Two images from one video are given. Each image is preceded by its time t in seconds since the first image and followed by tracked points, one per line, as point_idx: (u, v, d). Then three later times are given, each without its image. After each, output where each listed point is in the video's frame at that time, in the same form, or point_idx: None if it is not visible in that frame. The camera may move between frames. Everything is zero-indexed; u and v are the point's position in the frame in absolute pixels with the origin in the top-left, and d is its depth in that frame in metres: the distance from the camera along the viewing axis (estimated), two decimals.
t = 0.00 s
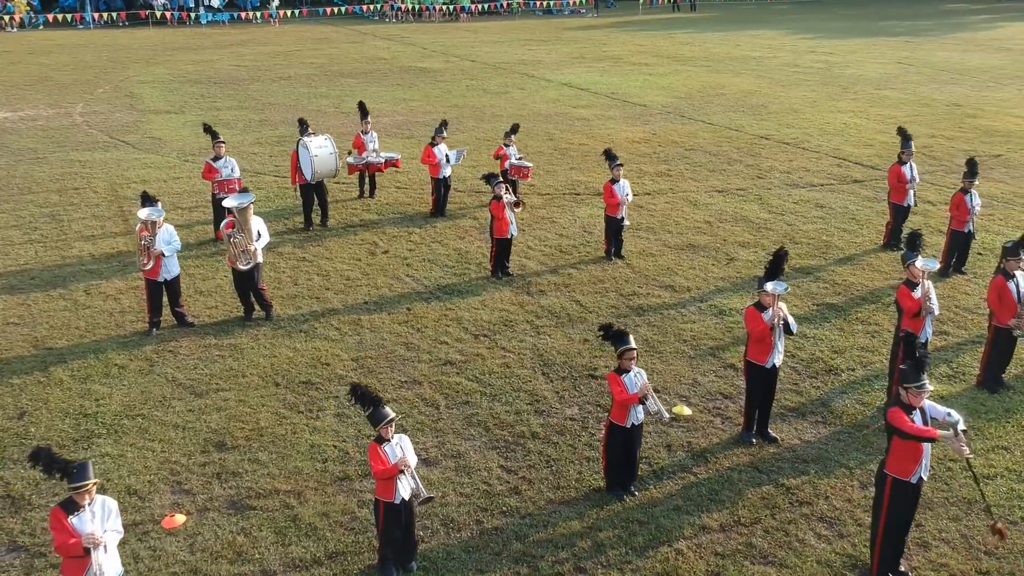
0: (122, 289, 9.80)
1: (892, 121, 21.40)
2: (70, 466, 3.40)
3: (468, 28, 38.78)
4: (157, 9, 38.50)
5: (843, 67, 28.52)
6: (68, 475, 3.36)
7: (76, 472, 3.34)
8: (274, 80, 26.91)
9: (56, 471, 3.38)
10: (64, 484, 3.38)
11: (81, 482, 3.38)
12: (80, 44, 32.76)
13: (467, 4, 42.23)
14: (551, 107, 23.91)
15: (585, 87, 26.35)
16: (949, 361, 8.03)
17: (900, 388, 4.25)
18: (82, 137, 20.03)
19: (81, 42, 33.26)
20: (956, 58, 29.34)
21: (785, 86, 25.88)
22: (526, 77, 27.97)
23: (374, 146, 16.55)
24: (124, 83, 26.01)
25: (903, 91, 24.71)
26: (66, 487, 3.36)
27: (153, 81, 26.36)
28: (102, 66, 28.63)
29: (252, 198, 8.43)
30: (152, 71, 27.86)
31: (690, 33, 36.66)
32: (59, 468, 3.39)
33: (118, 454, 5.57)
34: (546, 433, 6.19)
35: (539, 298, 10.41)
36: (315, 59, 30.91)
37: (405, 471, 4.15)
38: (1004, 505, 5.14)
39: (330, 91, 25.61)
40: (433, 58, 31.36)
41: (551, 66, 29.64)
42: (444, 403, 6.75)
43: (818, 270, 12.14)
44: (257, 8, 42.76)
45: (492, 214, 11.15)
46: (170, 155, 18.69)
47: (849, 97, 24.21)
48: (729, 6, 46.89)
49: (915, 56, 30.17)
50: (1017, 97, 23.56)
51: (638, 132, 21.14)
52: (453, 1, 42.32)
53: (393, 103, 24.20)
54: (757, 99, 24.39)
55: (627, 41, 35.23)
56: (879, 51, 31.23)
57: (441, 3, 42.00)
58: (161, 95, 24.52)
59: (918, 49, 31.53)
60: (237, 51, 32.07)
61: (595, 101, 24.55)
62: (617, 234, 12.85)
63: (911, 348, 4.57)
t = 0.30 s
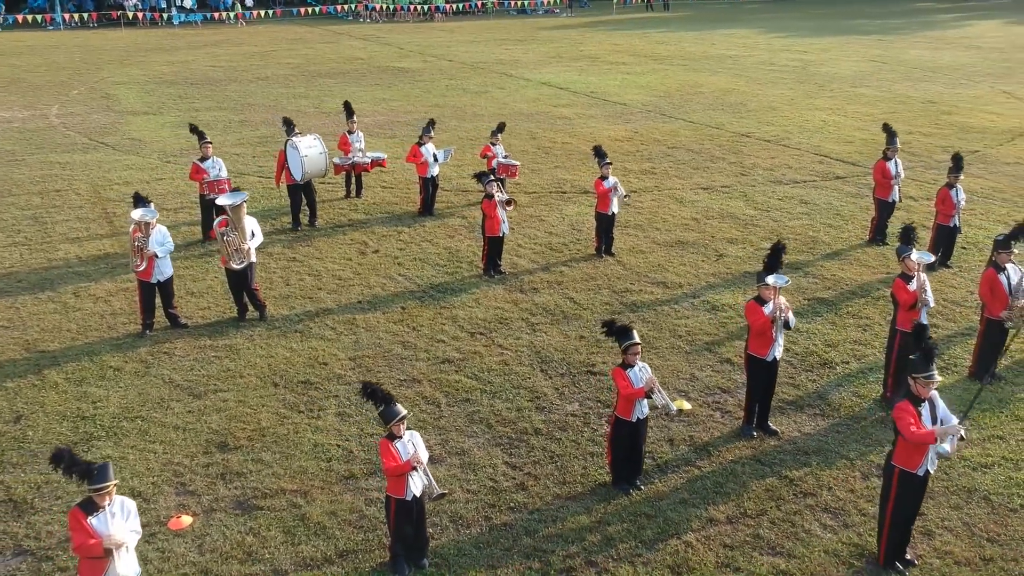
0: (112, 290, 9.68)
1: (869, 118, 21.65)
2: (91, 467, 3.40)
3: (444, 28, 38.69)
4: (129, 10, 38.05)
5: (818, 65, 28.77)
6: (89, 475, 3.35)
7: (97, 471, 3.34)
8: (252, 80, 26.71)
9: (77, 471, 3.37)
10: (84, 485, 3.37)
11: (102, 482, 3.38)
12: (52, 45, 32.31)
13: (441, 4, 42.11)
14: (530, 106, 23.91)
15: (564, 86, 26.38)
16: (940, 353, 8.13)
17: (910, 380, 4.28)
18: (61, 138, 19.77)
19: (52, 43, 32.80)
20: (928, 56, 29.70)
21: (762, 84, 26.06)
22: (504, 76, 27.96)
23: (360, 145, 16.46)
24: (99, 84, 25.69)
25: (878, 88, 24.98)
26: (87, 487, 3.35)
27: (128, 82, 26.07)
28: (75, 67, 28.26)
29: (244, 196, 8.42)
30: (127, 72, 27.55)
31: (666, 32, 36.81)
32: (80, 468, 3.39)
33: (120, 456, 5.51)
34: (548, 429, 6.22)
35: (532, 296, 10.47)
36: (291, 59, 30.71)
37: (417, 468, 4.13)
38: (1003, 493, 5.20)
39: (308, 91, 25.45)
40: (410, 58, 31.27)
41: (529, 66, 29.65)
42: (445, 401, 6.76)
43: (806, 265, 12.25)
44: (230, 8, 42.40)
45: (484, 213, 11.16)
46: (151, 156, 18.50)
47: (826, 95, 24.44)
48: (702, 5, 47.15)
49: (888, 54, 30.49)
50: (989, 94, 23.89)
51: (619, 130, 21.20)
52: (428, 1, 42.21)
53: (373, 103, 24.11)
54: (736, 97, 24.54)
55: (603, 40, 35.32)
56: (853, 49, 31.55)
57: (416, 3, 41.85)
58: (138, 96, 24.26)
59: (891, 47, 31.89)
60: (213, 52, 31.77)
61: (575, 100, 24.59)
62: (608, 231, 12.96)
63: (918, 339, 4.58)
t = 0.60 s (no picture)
0: (96, 291, 9.53)
1: (841, 115, 21.93)
2: (101, 469, 3.35)
3: (412, 28, 38.51)
4: (93, 10, 37.43)
5: (788, 63, 29.05)
6: (99, 479, 3.31)
7: (106, 475, 3.30)
8: (224, 81, 26.42)
9: (86, 474, 3.33)
10: (95, 488, 3.33)
11: (113, 485, 3.34)
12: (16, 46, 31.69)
13: (409, 3, 41.89)
14: (505, 105, 23.89)
15: (538, 85, 26.39)
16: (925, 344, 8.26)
17: (913, 368, 4.34)
18: (32, 141, 19.42)
19: (15, 45, 32.16)
20: (894, 54, 30.11)
21: (733, 82, 26.26)
22: (478, 75, 27.92)
23: (341, 144, 16.34)
24: (66, 86, 25.25)
25: (847, 86, 25.30)
26: (97, 490, 3.32)
27: (96, 83, 25.67)
28: (42, 69, 27.74)
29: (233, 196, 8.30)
30: (94, 74, 27.12)
31: (635, 31, 36.96)
32: (90, 471, 3.35)
33: (116, 459, 5.43)
34: (546, 424, 6.24)
35: (521, 293, 10.51)
36: (261, 60, 30.43)
37: (425, 463, 4.12)
38: (996, 479, 5.29)
39: (281, 92, 25.23)
40: (381, 58, 31.11)
41: (501, 65, 29.63)
42: (441, 398, 6.76)
43: (790, 260, 12.40)
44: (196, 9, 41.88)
45: (471, 211, 11.14)
46: (126, 157, 18.24)
47: (797, 92, 24.70)
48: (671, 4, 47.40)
49: (855, 52, 30.87)
50: (955, 90, 24.26)
51: (595, 129, 21.26)
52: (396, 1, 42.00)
53: (347, 103, 23.96)
54: (708, 95, 24.71)
55: (573, 39, 35.38)
56: (821, 48, 31.91)
57: (383, 3, 41.61)
58: (108, 97, 23.90)
59: (857, 45, 32.29)
60: (182, 53, 31.37)
61: (549, 98, 24.63)
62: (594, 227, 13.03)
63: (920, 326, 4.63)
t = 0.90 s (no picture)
0: (78, 292, 9.39)
1: (812, 112, 22.20)
2: (105, 469, 3.30)
3: (381, 28, 38.31)
4: (54, 11, 36.73)
5: (757, 61, 29.35)
6: (103, 479, 3.26)
7: (110, 475, 3.25)
8: (194, 81, 26.09)
9: (90, 474, 3.29)
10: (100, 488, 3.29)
11: (118, 485, 3.29)
12: None
13: (377, 3, 41.65)
14: (479, 104, 23.88)
15: (511, 84, 26.37)
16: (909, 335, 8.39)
17: (913, 357, 4.43)
18: None
19: None
20: (860, 51, 30.55)
21: (705, 80, 26.43)
22: (450, 75, 27.85)
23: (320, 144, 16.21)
24: (32, 87, 24.78)
25: (817, 83, 25.59)
26: (102, 491, 3.27)
27: (63, 85, 25.22)
28: (5, 70, 27.19)
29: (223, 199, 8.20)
30: (60, 75, 26.64)
31: (604, 30, 37.11)
32: (94, 471, 3.30)
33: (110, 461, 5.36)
34: (542, 419, 6.26)
35: (507, 290, 10.53)
36: (231, 60, 30.10)
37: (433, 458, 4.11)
38: (986, 465, 5.39)
39: (252, 92, 24.97)
40: (351, 57, 30.92)
41: (473, 64, 29.56)
42: (436, 395, 6.76)
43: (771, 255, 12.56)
44: (161, 10, 41.27)
45: (457, 208, 11.16)
46: (100, 159, 17.97)
47: (768, 89, 24.97)
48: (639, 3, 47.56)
49: (822, 50, 31.21)
50: (921, 86, 24.62)
51: (571, 127, 21.33)
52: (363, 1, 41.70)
53: (320, 103, 23.80)
54: (680, 93, 24.87)
55: (543, 38, 35.43)
56: (790, 46, 32.22)
57: (351, 3, 41.32)
58: (76, 99, 23.50)
59: (825, 43, 32.65)
60: (150, 53, 30.93)
61: (523, 97, 24.62)
62: (578, 224, 13.10)
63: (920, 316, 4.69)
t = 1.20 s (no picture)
0: (68, 294, 9.27)
1: (791, 110, 22.39)
2: (119, 468, 3.29)
3: (355, 27, 38.10)
4: (24, 12, 36.11)
5: (733, 60, 29.54)
6: (117, 479, 3.24)
7: (124, 474, 3.22)
8: (171, 82, 25.82)
9: (104, 475, 3.27)
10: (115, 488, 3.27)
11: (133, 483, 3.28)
12: None
13: (351, 3, 41.40)
14: (460, 103, 23.85)
15: (490, 83, 26.34)
16: (900, 328, 8.46)
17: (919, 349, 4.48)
18: None
19: None
20: (834, 50, 30.84)
21: (683, 79, 26.55)
22: (428, 74, 27.78)
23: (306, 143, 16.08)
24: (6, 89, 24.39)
25: (793, 81, 25.79)
26: (117, 491, 3.26)
27: (38, 87, 24.86)
28: None
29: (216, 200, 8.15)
30: (34, 77, 26.26)
31: (580, 29, 37.17)
32: (108, 471, 3.28)
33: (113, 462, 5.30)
34: (545, 415, 6.29)
35: (500, 288, 10.56)
36: (207, 60, 29.82)
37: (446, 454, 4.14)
38: (984, 453, 5.44)
39: (231, 92, 24.77)
40: (328, 57, 30.74)
41: (452, 64, 29.50)
42: (437, 393, 6.76)
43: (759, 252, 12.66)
44: (132, 10, 40.73)
45: (450, 206, 11.19)
46: (80, 160, 17.75)
47: (746, 87, 25.15)
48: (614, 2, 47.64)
49: (797, 48, 31.44)
50: (896, 84, 24.87)
51: (554, 126, 21.36)
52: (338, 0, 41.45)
53: (300, 103, 23.65)
54: (660, 91, 24.98)
55: (520, 37, 35.41)
56: (765, 45, 32.42)
57: (325, 3, 41.04)
58: (53, 101, 23.18)
59: (800, 42, 32.91)
60: (124, 54, 30.55)
61: (504, 96, 24.61)
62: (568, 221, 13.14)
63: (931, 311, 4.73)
